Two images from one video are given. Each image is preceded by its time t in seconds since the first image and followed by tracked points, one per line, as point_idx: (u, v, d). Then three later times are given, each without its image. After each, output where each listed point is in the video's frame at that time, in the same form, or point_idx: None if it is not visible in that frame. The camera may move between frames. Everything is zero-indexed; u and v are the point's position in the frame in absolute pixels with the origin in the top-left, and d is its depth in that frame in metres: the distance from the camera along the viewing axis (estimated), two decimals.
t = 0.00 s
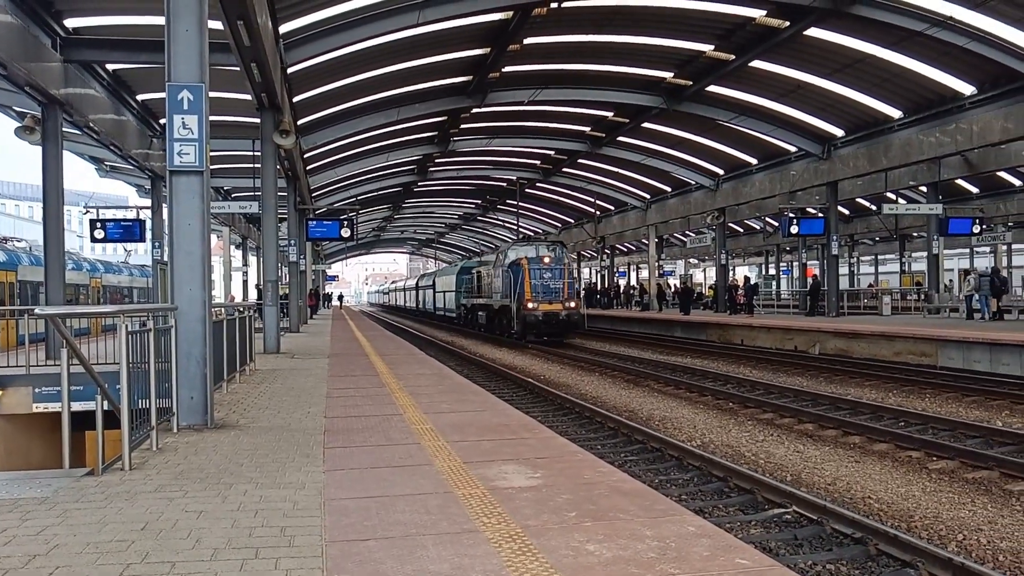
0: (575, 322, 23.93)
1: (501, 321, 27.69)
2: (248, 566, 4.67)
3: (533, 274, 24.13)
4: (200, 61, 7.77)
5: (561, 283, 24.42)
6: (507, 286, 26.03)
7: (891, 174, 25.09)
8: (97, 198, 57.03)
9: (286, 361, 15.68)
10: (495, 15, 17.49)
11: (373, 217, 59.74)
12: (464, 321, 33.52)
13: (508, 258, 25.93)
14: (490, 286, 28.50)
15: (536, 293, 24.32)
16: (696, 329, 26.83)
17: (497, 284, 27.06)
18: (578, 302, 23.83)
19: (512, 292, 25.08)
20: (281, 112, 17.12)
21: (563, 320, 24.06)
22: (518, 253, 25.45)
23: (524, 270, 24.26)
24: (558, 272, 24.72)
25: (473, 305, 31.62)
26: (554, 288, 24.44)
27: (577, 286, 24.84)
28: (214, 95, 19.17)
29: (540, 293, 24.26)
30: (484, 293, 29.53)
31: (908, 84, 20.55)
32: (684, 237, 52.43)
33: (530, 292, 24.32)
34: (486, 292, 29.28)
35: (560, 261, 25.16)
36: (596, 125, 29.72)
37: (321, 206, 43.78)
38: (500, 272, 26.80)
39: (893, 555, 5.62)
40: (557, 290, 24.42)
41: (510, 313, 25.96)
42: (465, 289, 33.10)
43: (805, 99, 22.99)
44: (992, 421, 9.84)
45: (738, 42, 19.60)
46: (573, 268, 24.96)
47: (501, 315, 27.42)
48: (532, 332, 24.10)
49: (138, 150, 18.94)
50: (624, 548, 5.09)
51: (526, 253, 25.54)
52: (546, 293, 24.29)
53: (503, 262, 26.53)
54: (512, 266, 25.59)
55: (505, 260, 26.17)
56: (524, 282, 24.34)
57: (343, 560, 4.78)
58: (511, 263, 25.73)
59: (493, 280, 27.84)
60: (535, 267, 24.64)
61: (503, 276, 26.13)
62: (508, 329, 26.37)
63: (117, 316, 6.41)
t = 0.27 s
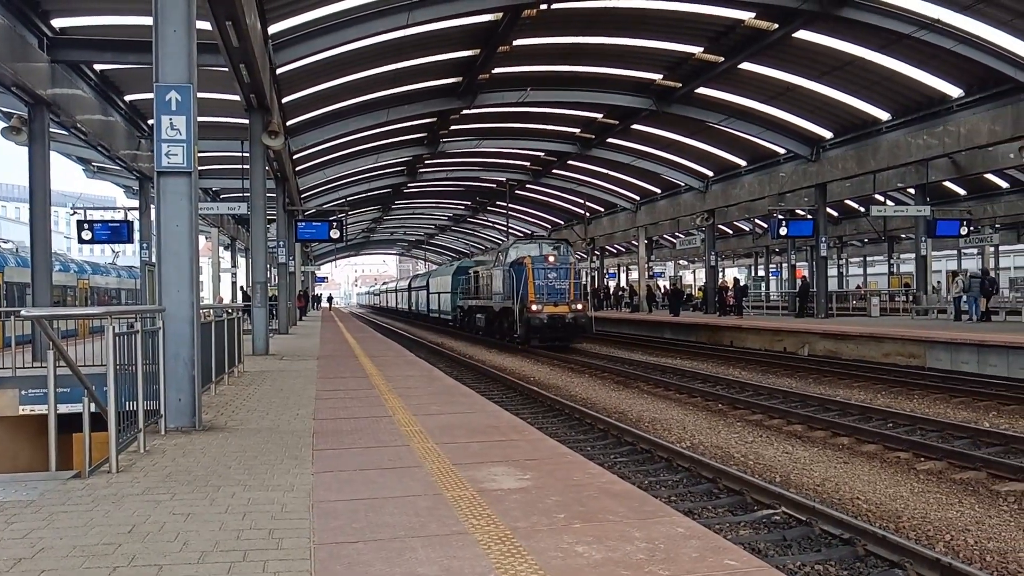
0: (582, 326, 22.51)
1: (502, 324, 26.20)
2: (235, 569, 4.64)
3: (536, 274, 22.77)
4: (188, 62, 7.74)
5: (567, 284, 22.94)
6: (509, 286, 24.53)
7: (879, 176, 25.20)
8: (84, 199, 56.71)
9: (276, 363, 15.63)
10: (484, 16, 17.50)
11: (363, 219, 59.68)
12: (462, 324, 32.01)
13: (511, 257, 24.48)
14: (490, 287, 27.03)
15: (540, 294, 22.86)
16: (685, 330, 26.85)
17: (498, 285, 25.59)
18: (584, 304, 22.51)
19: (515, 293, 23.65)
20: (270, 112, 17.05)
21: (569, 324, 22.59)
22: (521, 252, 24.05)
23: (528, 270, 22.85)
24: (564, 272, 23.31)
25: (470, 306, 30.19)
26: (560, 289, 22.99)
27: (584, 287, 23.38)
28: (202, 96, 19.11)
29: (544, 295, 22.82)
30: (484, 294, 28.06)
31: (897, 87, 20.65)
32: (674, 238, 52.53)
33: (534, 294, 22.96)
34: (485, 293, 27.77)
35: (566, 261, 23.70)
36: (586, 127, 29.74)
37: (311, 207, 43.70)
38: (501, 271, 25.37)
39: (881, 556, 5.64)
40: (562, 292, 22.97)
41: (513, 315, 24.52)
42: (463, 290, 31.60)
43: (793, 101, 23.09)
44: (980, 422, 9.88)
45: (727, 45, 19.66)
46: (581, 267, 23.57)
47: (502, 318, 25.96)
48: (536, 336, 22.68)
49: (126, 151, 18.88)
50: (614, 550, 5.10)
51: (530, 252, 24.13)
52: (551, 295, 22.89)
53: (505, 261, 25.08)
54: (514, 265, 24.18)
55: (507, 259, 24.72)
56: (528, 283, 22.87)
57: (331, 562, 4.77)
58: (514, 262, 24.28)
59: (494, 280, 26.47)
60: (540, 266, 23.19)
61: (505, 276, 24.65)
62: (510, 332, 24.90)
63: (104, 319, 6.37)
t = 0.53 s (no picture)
0: (588, 330, 21.46)
1: (503, 328, 24.98)
2: (219, 573, 4.63)
3: (540, 275, 21.57)
4: (173, 63, 7.72)
5: (573, 286, 21.82)
6: (510, 288, 23.33)
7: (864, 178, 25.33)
8: (69, 201, 56.36)
9: (261, 365, 15.57)
10: (472, 18, 17.51)
11: (350, 220, 59.57)
12: (457, 328, 30.72)
13: (512, 258, 23.33)
14: (489, 289, 25.80)
15: (544, 297, 21.67)
16: (672, 333, 26.88)
17: (498, 287, 24.40)
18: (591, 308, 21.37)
19: (517, 296, 22.51)
20: (257, 114, 16.99)
21: (575, 328, 21.50)
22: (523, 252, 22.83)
23: (531, 271, 21.70)
24: (569, 273, 22.12)
25: (467, 309, 28.97)
26: (565, 291, 21.86)
27: (589, 289, 22.25)
28: (188, 97, 19.04)
29: (548, 297, 21.67)
30: (482, 297, 26.79)
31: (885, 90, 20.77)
32: (661, 241, 52.67)
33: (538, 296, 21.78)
34: (484, 295, 26.51)
35: (572, 261, 22.57)
36: (574, 129, 29.76)
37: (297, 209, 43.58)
38: (501, 273, 24.15)
39: (866, 557, 5.67)
40: (567, 294, 21.82)
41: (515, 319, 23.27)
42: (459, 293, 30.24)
43: (779, 104, 23.20)
44: (964, 424, 9.93)
45: (715, 48, 19.73)
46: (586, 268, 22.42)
47: (503, 321, 24.66)
48: (540, 341, 21.49)
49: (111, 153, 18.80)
50: (599, 553, 5.11)
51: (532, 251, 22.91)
52: (556, 297, 21.71)
53: (506, 262, 23.89)
54: (516, 266, 23.01)
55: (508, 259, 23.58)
56: (531, 284, 21.67)
57: (316, 565, 4.75)
58: (516, 263, 23.12)
59: (493, 281, 25.27)
60: (544, 267, 22.01)
61: (506, 277, 23.49)
62: (511, 337, 23.65)
63: (88, 321, 6.32)
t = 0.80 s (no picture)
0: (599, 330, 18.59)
1: (502, 329, 22.58)
2: (202, 572, 4.59)
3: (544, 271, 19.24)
4: (156, 59, 7.68)
5: (580, 284, 19.38)
6: (510, 286, 20.62)
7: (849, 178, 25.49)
8: (51, 199, 55.87)
9: (245, 364, 15.47)
10: (458, 17, 17.50)
11: (335, 219, 59.40)
12: (452, 329, 28.73)
13: (511, 253, 20.76)
14: (486, 288, 23.45)
15: (548, 294, 19.21)
16: (658, 332, 26.91)
17: (495, 286, 21.94)
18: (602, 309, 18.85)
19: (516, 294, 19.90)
20: (241, 112, 16.91)
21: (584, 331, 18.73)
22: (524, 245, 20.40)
23: (535, 266, 19.32)
24: (575, 270, 19.70)
25: (461, 309, 26.93)
26: (571, 290, 19.50)
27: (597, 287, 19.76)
28: (171, 95, 18.93)
29: (551, 295, 19.27)
30: (478, 296, 24.34)
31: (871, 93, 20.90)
32: (648, 240, 52.79)
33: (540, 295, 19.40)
34: (481, 295, 24.07)
35: (578, 256, 20.10)
36: (559, 129, 29.77)
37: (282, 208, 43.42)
38: (499, 270, 21.71)
39: (850, 555, 5.70)
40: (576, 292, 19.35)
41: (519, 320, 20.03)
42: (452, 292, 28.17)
43: (764, 104, 23.31)
44: (947, 421, 9.99)
45: (700, 48, 19.81)
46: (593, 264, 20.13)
47: (501, 323, 22.14)
48: (544, 343, 18.76)
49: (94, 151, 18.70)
50: (584, 551, 5.10)
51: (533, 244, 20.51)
52: (561, 296, 19.34)
53: (505, 258, 21.35)
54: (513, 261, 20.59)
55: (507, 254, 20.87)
56: (534, 281, 19.24)
57: (299, 565, 4.72)
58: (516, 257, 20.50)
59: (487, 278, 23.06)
60: (548, 262, 19.63)
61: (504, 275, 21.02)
62: (512, 339, 21.08)
63: (69, 319, 6.26)
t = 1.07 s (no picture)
0: (611, 333, 18.53)
1: (502, 333, 21.84)
2: None
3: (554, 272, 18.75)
4: (139, 61, 7.63)
5: (590, 286, 19.05)
6: (514, 287, 20.00)
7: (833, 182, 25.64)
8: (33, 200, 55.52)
9: (229, 367, 15.39)
10: (442, 19, 17.50)
11: (320, 221, 59.27)
12: (447, 333, 27.60)
13: (515, 253, 20.17)
14: (485, 290, 22.51)
15: (555, 296, 18.79)
16: (644, 334, 26.95)
17: (496, 287, 21.31)
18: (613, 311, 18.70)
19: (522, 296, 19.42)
20: (225, 114, 16.76)
21: (594, 335, 18.51)
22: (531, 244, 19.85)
23: (542, 266, 18.85)
24: (583, 270, 19.32)
25: (458, 313, 25.86)
26: (579, 291, 19.06)
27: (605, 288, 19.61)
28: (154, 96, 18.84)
29: (559, 297, 18.88)
30: (476, 299, 23.33)
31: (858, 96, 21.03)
32: (633, 242, 52.94)
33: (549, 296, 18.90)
34: (479, 297, 23.16)
35: (586, 255, 19.73)
36: (545, 131, 29.83)
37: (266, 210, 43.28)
38: (499, 270, 21.10)
39: (833, 556, 5.73)
40: (585, 294, 19.12)
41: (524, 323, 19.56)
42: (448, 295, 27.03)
43: (748, 108, 23.41)
44: (930, 424, 10.05)
45: (684, 51, 19.89)
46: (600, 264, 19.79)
47: (503, 326, 21.43)
48: (552, 349, 18.59)
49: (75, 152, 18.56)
50: (567, 554, 5.11)
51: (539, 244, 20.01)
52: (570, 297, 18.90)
53: (506, 257, 20.73)
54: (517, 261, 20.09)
55: (511, 254, 20.23)
56: (541, 283, 18.74)
57: (281, 569, 4.71)
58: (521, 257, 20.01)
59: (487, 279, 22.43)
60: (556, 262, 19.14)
61: (506, 275, 20.47)
62: (515, 344, 20.53)
63: (51, 321, 6.23)
